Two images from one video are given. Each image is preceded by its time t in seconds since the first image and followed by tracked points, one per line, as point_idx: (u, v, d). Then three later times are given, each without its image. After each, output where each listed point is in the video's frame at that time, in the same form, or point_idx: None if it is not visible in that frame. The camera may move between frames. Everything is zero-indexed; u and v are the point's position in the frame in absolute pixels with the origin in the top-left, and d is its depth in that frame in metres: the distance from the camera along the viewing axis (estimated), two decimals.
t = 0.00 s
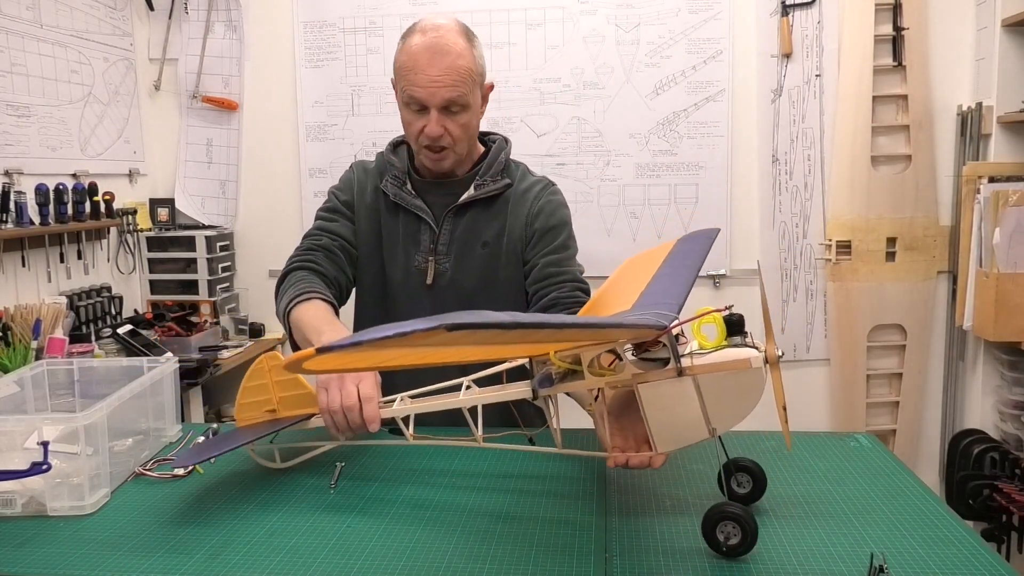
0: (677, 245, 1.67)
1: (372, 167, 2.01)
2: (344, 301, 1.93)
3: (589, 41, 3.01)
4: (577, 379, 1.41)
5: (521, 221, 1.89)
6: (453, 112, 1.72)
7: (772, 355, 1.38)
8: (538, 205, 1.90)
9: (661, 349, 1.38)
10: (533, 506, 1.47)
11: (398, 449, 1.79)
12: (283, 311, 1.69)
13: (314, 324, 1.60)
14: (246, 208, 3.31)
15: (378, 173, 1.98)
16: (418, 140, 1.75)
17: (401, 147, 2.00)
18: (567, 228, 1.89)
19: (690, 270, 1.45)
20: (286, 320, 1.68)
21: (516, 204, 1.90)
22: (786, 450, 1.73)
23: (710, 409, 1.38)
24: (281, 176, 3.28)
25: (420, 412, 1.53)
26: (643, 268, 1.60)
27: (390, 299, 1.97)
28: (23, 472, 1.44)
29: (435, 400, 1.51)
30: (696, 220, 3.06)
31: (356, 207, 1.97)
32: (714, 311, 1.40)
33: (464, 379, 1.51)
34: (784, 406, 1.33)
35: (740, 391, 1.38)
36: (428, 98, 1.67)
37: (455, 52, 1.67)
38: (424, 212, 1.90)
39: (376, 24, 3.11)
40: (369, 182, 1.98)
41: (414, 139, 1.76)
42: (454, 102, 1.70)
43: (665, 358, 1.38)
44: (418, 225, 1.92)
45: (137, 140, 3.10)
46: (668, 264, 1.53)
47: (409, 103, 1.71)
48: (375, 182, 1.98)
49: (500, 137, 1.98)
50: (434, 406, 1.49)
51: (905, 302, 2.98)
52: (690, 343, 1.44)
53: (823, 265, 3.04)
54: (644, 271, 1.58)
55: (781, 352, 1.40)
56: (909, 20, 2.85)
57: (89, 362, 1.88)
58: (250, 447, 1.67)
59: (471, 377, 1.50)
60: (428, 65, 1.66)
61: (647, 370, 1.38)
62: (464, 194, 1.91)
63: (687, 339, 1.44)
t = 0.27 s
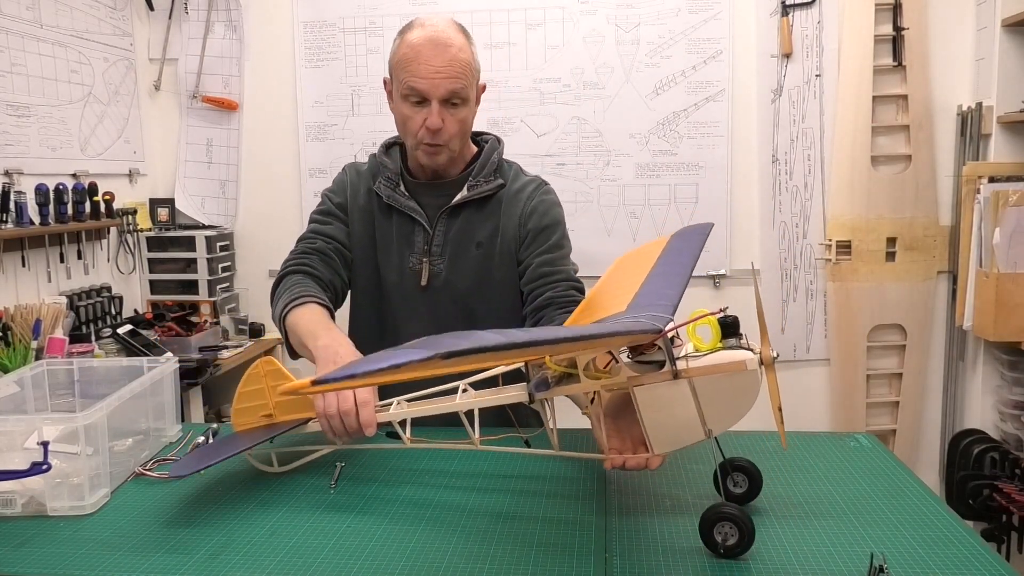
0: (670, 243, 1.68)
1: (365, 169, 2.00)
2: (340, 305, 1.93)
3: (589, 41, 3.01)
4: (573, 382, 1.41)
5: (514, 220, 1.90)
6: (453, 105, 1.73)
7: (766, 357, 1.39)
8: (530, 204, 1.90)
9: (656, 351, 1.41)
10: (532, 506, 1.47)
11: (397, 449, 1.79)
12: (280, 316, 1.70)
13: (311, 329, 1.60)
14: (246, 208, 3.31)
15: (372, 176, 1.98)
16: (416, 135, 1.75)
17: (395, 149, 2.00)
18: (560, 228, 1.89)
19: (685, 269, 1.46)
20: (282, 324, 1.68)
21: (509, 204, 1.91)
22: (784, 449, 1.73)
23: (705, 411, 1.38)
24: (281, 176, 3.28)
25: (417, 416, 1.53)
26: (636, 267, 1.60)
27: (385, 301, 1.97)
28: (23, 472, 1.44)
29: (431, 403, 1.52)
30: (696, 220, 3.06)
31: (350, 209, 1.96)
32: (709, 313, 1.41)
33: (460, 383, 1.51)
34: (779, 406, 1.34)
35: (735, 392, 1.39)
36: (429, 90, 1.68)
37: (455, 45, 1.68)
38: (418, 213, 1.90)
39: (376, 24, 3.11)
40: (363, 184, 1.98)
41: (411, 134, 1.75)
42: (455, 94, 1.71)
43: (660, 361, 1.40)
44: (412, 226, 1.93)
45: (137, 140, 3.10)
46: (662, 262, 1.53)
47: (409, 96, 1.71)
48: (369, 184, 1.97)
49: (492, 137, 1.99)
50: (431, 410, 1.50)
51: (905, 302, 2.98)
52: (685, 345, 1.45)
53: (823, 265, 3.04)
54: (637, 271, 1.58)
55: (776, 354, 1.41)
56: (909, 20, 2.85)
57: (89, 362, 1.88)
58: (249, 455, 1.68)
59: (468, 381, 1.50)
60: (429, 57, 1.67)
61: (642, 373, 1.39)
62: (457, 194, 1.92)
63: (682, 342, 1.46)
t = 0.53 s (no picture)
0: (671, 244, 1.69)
1: (361, 169, 2.00)
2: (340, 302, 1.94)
3: (589, 41, 3.01)
4: (573, 382, 1.41)
5: (509, 220, 1.88)
6: (448, 104, 1.73)
7: (766, 358, 1.39)
8: (525, 204, 1.89)
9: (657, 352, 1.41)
10: (532, 506, 1.47)
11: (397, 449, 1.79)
12: (278, 317, 1.70)
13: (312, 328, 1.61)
14: (246, 208, 3.31)
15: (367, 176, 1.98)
16: (411, 133, 1.75)
17: (390, 149, 2.00)
18: (556, 227, 1.88)
19: (684, 270, 1.46)
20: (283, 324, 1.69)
21: (505, 204, 1.90)
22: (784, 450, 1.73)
23: (705, 412, 1.38)
24: (281, 177, 3.28)
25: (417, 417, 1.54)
26: (636, 267, 1.61)
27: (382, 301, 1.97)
28: (23, 472, 1.44)
29: (431, 404, 1.52)
30: (696, 220, 3.06)
31: (348, 211, 1.96)
32: (709, 314, 1.41)
33: (460, 383, 1.51)
34: (779, 407, 1.34)
35: (735, 393, 1.39)
36: (424, 88, 1.69)
37: (450, 44, 1.69)
38: (414, 213, 1.90)
39: (376, 24, 3.11)
40: (360, 185, 1.98)
41: (406, 132, 1.76)
42: (449, 93, 1.71)
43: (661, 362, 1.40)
44: (408, 227, 1.93)
45: (137, 139, 3.10)
46: (661, 264, 1.53)
47: (404, 95, 1.72)
48: (366, 184, 1.98)
49: (488, 136, 1.98)
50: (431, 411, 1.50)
51: (905, 302, 2.98)
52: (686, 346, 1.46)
53: (823, 265, 3.04)
54: (635, 271, 1.58)
55: (776, 355, 1.41)
56: (909, 20, 2.85)
57: (89, 363, 1.88)
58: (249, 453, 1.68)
59: (468, 382, 1.50)
60: (424, 57, 1.68)
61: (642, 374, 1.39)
62: (453, 195, 1.91)
63: (682, 343, 1.46)
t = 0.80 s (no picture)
0: (670, 244, 1.69)
1: (354, 166, 2.00)
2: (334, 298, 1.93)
3: (589, 41, 3.01)
4: (573, 383, 1.42)
5: (509, 216, 1.91)
6: (451, 102, 1.75)
7: (766, 358, 1.39)
8: (524, 200, 1.92)
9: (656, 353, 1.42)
10: (532, 506, 1.47)
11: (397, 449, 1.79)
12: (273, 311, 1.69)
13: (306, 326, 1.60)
14: (246, 208, 3.31)
15: (363, 172, 1.98)
16: (414, 130, 1.76)
17: (384, 145, 1.99)
18: (553, 223, 1.93)
19: (683, 271, 1.45)
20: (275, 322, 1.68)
21: (504, 199, 1.93)
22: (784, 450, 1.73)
23: (705, 412, 1.38)
24: (281, 177, 3.27)
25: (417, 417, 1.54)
26: (636, 267, 1.61)
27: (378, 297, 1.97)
28: (23, 472, 1.44)
29: (431, 404, 1.53)
30: (696, 220, 3.06)
31: (341, 206, 1.96)
32: (709, 315, 1.40)
33: (460, 384, 1.51)
34: (779, 408, 1.34)
35: (735, 394, 1.39)
36: (428, 85, 1.70)
37: (455, 42, 1.70)
38: (412, 209, 1.90)
39: (376, 24, 3.11)
40: (353, 181, 1.97)
41: (409, 128, 1.76)
42: (453, 90, 1.72)
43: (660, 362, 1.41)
44: (406, 223, 1.93)
45: (137, 140, 3.10)
46: (660, 264, 1.53)
47: (407, 91, 1.73)
48: (359, 181, 1.97)
49: (482, 132, 1.99)
50: (432, 412, 1.51)
51: (905, 302, 2.98)
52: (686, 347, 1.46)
53: (823, 265, 3.04)
54: (634, 271, 1.58)
55: (776, 355, 1.41)
56: (909, 20, 2.85)
57: (89, 363, 1.88)
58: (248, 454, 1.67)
59: (468, 382, 1.51)
60: (429, 53, 1.68)
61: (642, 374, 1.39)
62: (451, 191, 1.92)
63: (682, 343, 1.47)
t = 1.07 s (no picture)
0: (672, 243, 1.70)
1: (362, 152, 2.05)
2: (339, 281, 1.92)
3: (589, 41, 3.01)
4: (573, 383, 1.41)
5: (519, 205, 2.01)
6: (467, 91, 1.82)
7: (766, 358, 1.38)
8: (533, 188, 2.02)
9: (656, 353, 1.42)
10: (533, 506, 1.47)
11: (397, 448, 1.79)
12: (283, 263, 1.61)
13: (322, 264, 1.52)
14: (246, 208, 3.31)
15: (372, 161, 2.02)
16: (431, 116, 1.82)
17: (391, 135, 2.04)
18: (560, 210, 2.03)
19: (685, 269, 1.46)
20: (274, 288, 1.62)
21: (513, 187, 2.02)
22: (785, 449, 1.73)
23: (705, 412, 1.39)
24: (281, 177, 3.27)
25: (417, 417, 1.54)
26: (638, 265, 1.62)
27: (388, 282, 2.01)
28: (23, 472, 1.44)
29: (430, 404, 1.53)
30: (696, 220, 3.06)
31: (348, 192, 2.00)
32: (709, 315, 1.40)
33: (460, 384, 1.51)
34: (779, 408, 1.34)
35: (735, 394, 1.39)
36: (449, 74, 1.77)
37: (472, 33, 1.78)
38: (424, 195, 1.97)
39: (376, 24, 3.11)
40: (362, 168, 2.02)
41: (426, 115, 1.83)
42: (469, 80, 1.80)
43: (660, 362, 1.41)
44: (417, 210, 1.99)
45: (137, 139, 3.10)
46: (662, 261, 1.54)
47: (425, 79, 1.79)
48: (368, 168, 2.02)
49: (485, 126, 2.07)
50: (431, 412, 1.51)
51: (905, 302, 2.98)
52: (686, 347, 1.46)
53: (823, 265, 3.04)
54: (636, 270, 1.59)
55: (776, 355, 1.41)
56: (909, 20, 2.85)
57: (89, 363, 1.88)
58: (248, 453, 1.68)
59: (468, 382, 1.51)
60: (449, 43, 1.76)
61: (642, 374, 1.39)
62: (463, 178, 2.00)
63: (682, 343, 1.47)
